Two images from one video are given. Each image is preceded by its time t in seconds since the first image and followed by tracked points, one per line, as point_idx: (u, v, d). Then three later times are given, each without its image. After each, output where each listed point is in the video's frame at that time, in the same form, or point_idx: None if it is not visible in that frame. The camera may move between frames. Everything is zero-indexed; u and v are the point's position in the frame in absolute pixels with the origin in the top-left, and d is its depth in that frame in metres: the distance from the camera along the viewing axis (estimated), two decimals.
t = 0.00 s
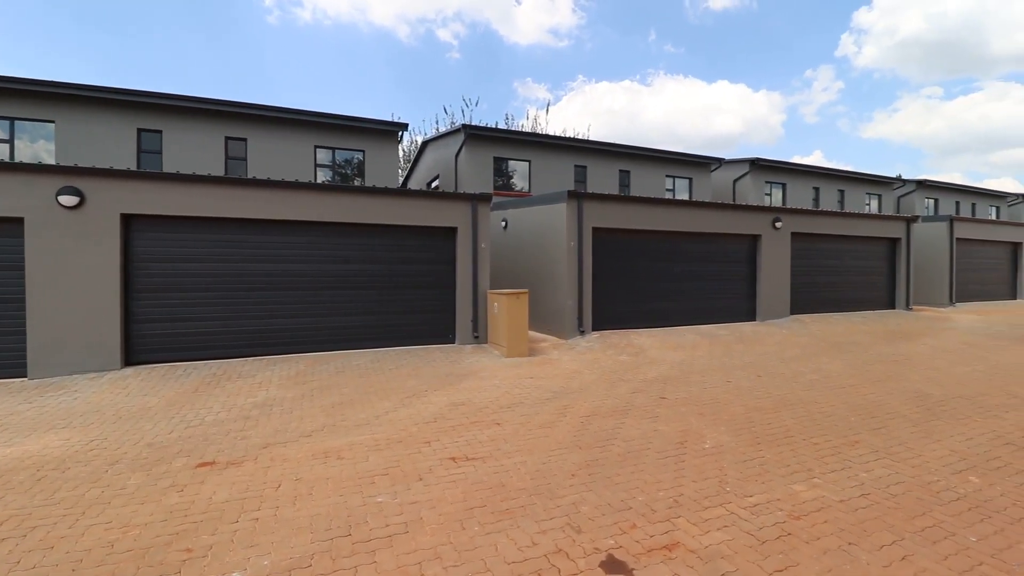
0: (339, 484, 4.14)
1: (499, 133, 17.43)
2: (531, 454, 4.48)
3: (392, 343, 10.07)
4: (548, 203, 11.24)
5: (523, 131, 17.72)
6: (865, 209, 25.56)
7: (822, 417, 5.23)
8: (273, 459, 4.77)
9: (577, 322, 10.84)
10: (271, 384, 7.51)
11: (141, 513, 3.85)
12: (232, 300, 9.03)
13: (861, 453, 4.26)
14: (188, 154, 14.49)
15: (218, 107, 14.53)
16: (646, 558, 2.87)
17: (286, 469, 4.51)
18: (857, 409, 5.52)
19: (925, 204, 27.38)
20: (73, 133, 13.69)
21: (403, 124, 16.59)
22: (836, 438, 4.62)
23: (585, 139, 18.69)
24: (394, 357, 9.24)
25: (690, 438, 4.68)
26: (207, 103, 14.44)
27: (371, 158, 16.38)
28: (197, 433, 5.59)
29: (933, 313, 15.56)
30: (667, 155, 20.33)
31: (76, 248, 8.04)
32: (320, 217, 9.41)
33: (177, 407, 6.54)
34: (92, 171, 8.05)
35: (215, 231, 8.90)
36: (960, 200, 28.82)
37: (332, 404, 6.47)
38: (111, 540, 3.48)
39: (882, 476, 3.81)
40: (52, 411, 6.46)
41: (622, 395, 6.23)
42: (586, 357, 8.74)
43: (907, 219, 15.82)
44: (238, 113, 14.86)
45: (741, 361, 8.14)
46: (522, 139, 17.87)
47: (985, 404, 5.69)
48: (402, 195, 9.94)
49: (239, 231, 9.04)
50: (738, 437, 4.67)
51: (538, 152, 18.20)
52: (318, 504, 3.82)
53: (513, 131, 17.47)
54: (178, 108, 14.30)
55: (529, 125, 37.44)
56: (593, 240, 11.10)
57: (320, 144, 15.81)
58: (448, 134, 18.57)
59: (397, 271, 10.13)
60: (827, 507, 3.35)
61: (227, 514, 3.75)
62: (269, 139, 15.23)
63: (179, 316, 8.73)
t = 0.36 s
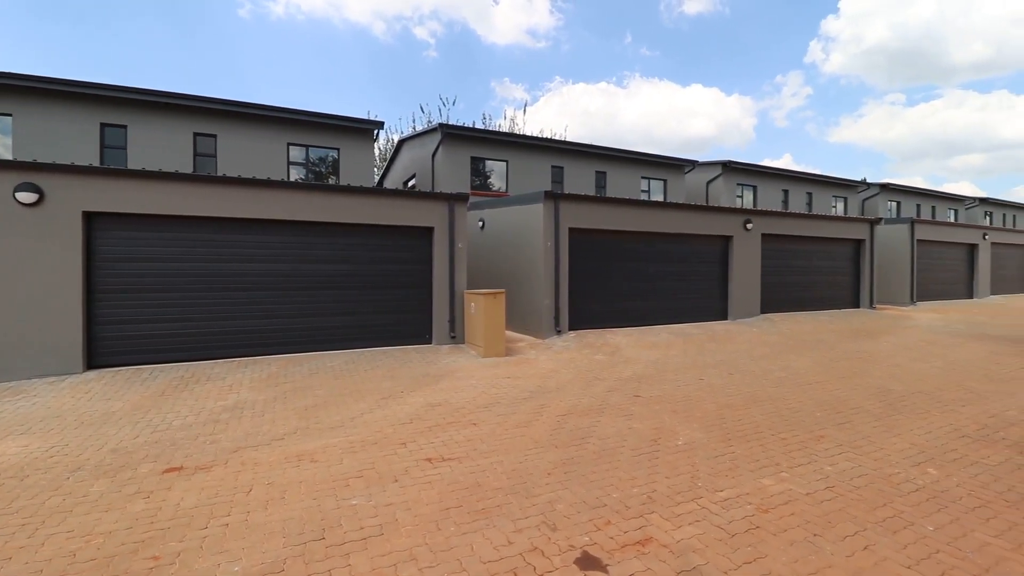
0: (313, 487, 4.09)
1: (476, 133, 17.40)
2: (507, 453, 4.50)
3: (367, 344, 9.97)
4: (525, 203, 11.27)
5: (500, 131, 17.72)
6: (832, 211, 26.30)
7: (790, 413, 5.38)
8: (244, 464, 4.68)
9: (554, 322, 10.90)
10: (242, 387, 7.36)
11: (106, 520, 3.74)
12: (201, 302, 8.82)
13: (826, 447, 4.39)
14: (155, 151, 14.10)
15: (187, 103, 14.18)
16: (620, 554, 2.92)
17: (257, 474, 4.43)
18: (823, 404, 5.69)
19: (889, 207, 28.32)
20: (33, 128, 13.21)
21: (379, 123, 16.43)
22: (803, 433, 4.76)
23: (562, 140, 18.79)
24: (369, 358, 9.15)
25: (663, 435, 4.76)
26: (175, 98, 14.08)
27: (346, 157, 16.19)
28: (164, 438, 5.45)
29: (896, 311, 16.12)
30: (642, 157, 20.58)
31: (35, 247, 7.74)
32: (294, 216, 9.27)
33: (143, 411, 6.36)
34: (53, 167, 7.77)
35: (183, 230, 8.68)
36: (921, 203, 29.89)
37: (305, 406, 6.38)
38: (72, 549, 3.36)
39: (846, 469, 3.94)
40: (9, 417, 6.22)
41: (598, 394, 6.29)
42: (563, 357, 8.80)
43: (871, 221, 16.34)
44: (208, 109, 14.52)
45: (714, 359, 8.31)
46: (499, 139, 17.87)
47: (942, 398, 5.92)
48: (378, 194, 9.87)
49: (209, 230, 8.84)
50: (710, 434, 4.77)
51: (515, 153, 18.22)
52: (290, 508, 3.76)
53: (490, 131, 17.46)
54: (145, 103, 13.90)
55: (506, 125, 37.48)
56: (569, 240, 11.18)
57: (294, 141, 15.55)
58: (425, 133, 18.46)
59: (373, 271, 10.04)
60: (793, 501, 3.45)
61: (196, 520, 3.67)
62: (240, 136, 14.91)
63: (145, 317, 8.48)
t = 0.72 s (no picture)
0: (286, 490, 4.03)
1: (454, 132, 17.35)
2: (484, 453, 4.50)
3: (342, 345, 9.86)
4: (502, 204, 11.28)
5: (478, 131, 17.69)
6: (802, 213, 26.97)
7: (761, 409, 5.51)
8: (215, 468, 4.58)
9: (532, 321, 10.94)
10: (213, 390, 7.20)
11: (70, 528, 3.62)
12: (170, 302, 8.60)
13: (795, 442, 4.51)
14: (121, 147, 13.68)
15: (155, 98, 13.81)
16: (595, 551, 2.95)
17: (229, 478, 4.34)
18: (792, 401, 5.83)
19: (855, 209, 29.18)
20: None
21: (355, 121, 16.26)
22: (773, 428, 4.88)
23: (540, 140, 18.86)
24: (345, 359, 9.05)
25: (638, 433, 4.82)
26: (143, 92, 13.69)
27: (320, 155, 15.97)
28: (130, 443, 5.30)
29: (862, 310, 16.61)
30: (618, 158, 20.78)
31: None
32: (267, 214, 9.11)
33: (109, 416, 6.17)
34: (12, 162, 7.49)
35: (152, 229, 8.46)
36: (886, 206, 30.88)
37: (278, 409, 6.27)
38: (33, 558, 3.25)
39: (813, 463, 4.05)
40: None
41: (575, 393, 6.34)
42: (540, 356, 8.84)
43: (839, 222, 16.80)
44: (177, 104, 14.17)
45: (688, 358, 8.45)
46: (477, 139, 17.84)
47: (905, 394, 6.14)
48: (354, 193, 9.77)
49: (178, 229, 8.63)
50: (684, 431, 4.85)
51: (493, 152, 18.22)
52: (263, 512, 3.70)
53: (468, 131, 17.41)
54: (111, 97, 13.49)
55: (483, 125, 37.45)
56: (546, 241, 11.23)
57: (267, 138, 15.28)
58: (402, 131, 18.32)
59: (348, 270, 9.93)
60: (763, 494, 3.53)
61: (164, 526, 3.58)
62: (211, 133, 14.58)
63: (110, 319, 8.23)
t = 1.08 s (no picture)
0: (261, 495, 3.97)
1: (433, 131, 17.27)
2: (463, 454, 4.50)
3: (318, 346, 9.74)
4: (482, 204, 11.27)
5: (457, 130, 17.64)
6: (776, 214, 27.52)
7: (736, 407, 5.61)
8: (187, 473, 4.49)
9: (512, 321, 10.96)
10: (185, 393, 7.05)
11: (34, 536, 3.51)
12: (140, 304, 8.39)
13: (768, 439, 4.61)
14: (88, 143, 13.28)
15: (125, 93, 13.45)
16: (574, 549, 2.97)
17: (201, 483, 4.26)
18: (766, 398, 5.95)
19: (827, 211, 29.91)
20: None
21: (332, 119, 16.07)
22: (747, 426, 4.98)
23: (520, 140, 18.89)
24: (322, 360, 8.94)
25: (616, 432, 4.87)
26: (112, 87, 13.32)
27: (297, 153, 15.75)
28: (98, 449, 5.15)
29: (833, 310, 17.03)
30: (598, 159, 20.93)
31: None
32: (242, 213, 8.96)
33: (75, 421, 5.99)
34: None
35: (120, 228, 8.24)
36: (856, 208, 31.71)
37: (253, 412, 6.16)
38: None
39: (785, 459, 4.15)
40: None
41: (554, 393, 6.36)
42: (520, 356, 8.86)
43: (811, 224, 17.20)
44: (148, 100, 13.82)
45: (666, 357, 8.55)
46: (456, 139, 17.78)
47: (874, 391, 6.32)
48: (332, 192, 9.66)
49: (149, 228, 8.42)
50: (661, 429, 4.91)
51: (473, 152, 18.18)
52: (237, 518, 3.63)
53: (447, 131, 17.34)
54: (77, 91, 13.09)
55: (463, 125, 37.39)
56: (526, 241, 11.25)
57: (242, 136, 15.01)
58: (381, 130, 18.16)
59: (325, 271, 9.81)
60: (737, 490, 3.60)
61: (134, 533, 3.50)
62: (183, 130, 14.26)
63: (77, 321, 7.99)
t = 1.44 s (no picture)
0: (237, 499, 3.90)
1: (414, 131, 17.17)
2: (444, 455, 4.49)
3: (297, 347, 9.61)
4: (464, 204, 11.25)
5: (439, 130, 17.57)
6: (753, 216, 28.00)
7: (714, 405, 5.70)
8: (161, 478, 4.40)
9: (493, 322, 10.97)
10: (159, 396, 6.90)
11: None
12: (111, 305, 8.18)
13: (744, 436, 4.69)
14: (57, 139, 12.90)
15: (96, 87, 13.11)
16: (554, 547, 2.99)
17: (176, 488, 4.18)
18: (743, 396, 6.05)
19: (802, 213, 30.53)
20: None
21: (311, 117, 15.89)
22: (724, 423, 5.06)
23: (502, 140, 18.89)
24: (300, 362, 8.83)
25: (596, 431, 4.90)
26: (83, 81, 12.97)
27: (275, 151, 15.54)
28: (67, 454, 5.01)
29: (808, 309, 17.40)
30: (579, 160, 21.04)
31: None
32: (220, 213, 8.81)
33: (42, 426, 5.82)
34: None
35: (91, 227, 8.03)
36: (830, 210, 32.43)
37: (229, 415, 6.06)
38: None
39: (760, 455, 4.23)
40: None
41: (535, 393, 6.38)
42: (501, 357, 8.86)
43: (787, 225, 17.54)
44: (119, 95, 13.49)
45: (646, 356, 8.64)
46: (438, 138, 17.71)
47: (846, 388, 6.48)
48: (312, 191, 9.56)
49: (122, 227, 8.23)
50: (640, 428, 4.96)
51: (454, 152, 18.13)
52: (212, 523, 3.57)
53: (429, 130, 17.26)
54: (45, 85, 12.70)
55: (444, 125, 37.29)
56: (508, 241, 11.27)
57: (218, 133, 14.74)
58: (361, 129, 18.01)
59: (304, 271, 9.69)
60: (714, 487, 3.66)
61: (105, 541, 3.41)
62: (157, 126, 13.95)
63: (45, 322, 7.75)
